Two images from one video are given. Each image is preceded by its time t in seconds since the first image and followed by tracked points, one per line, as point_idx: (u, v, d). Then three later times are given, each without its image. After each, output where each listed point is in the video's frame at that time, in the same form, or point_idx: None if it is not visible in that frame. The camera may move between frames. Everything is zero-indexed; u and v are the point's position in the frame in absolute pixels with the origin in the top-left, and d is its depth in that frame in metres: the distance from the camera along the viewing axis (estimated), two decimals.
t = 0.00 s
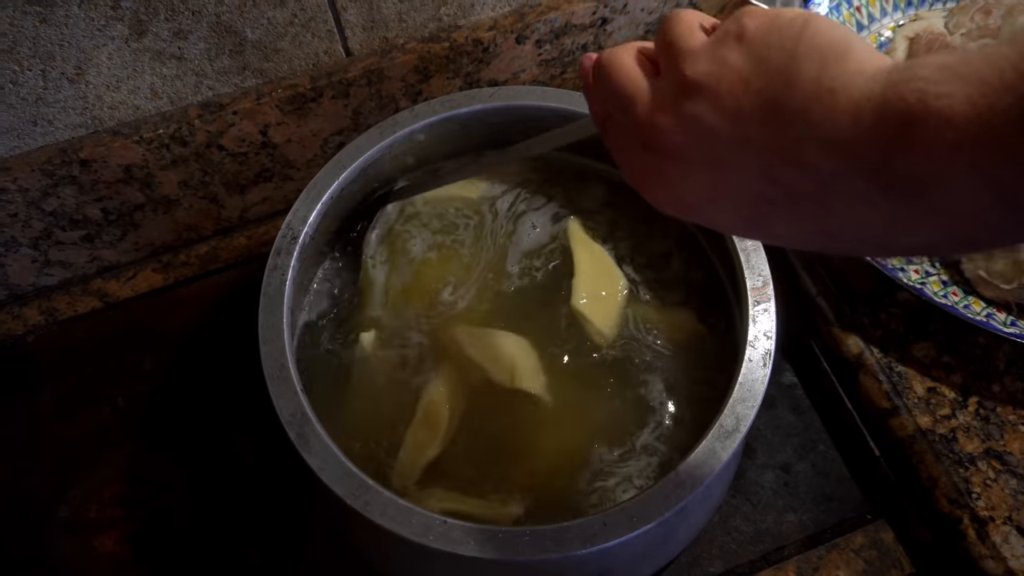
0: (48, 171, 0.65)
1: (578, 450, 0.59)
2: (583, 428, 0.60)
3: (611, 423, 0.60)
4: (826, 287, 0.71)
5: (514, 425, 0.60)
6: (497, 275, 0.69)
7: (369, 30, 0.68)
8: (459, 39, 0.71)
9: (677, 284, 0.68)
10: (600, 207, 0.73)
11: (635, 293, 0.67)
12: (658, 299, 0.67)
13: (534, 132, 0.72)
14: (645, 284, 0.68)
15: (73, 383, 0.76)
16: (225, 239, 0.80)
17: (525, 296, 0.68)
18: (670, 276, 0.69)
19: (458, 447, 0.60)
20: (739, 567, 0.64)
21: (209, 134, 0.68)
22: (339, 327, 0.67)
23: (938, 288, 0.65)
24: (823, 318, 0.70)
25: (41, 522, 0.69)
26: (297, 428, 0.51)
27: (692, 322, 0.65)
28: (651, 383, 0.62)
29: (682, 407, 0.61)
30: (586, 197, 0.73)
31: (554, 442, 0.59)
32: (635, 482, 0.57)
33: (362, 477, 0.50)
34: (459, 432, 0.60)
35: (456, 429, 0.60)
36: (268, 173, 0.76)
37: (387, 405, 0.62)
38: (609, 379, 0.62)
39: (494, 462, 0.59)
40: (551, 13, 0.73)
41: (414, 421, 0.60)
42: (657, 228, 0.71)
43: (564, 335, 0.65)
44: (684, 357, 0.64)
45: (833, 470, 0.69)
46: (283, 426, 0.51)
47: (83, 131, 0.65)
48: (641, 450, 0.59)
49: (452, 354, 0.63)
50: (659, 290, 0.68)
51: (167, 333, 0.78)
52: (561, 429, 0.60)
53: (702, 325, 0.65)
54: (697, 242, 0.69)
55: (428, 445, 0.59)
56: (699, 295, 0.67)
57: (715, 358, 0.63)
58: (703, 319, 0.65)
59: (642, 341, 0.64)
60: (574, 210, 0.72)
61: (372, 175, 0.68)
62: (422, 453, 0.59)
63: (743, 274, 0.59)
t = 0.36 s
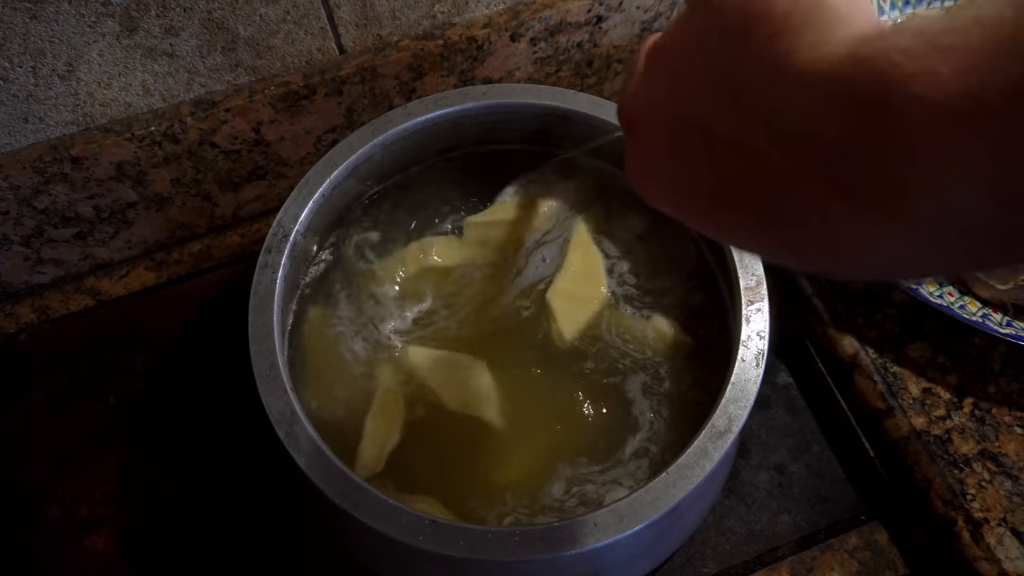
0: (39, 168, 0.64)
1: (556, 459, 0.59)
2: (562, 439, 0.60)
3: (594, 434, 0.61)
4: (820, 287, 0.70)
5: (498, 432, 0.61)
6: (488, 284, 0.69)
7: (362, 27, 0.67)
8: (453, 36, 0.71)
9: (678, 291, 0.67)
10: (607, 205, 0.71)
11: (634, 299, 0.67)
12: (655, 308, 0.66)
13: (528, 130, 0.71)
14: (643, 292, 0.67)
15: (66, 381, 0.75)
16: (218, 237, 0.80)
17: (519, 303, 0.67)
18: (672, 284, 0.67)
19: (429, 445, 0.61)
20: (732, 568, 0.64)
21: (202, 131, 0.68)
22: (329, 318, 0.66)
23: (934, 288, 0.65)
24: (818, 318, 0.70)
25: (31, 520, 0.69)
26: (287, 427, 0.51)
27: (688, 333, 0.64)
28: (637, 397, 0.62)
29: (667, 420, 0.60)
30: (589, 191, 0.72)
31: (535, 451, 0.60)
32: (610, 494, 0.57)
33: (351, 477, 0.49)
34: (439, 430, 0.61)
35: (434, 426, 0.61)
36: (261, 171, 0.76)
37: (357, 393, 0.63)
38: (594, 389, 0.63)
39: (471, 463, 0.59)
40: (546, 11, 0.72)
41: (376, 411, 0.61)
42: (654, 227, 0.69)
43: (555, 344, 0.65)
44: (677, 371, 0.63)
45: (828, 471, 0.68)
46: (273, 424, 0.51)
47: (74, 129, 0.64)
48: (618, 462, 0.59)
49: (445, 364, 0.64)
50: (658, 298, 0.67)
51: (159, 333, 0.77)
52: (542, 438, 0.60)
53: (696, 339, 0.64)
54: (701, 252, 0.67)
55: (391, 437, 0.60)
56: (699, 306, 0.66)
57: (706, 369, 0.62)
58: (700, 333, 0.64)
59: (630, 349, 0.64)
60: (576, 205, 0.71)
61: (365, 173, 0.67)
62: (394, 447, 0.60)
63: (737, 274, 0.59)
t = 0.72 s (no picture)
0: (37, 158, 0.64)
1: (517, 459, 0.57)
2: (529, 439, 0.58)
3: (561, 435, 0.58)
4: (821, 285, 0.70)
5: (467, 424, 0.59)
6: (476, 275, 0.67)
7: (363, 20, 0.67)
8: (454, 29, 0.71)
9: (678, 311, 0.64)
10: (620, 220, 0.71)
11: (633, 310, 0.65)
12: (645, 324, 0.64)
13: (529, 124, 0.71)
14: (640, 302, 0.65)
15: (64, 372, 0.75)
16: (217, 229, 0.81)
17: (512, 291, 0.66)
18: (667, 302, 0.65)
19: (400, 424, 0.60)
20: (730, 566, 0.63)
21: (201, 123, 0.68)
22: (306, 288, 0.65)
23: (935, 286, 0.65)
24: (819, 315, 0.69)
25: (27, 511, 0.69)
26: (283, 419, 0.51)
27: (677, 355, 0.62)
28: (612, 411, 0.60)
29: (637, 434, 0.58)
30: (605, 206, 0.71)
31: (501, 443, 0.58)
32: (568, 506, 0.55)
33: (347, 470, 0.49)
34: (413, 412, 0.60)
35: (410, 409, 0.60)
36: (260, 164, 0.75)
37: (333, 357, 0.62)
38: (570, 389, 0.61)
39: (436, 451, 0.58)
40: (547, 5, 0.72)
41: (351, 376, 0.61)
42: (654, 227, 0.69)
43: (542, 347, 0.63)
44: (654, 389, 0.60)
45: (828, 469, 0.67)
46: (269, 416, 0.51)
47: (73, 119, 0.64)
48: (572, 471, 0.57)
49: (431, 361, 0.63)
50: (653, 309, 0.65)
51: (158, 325, 0.77)
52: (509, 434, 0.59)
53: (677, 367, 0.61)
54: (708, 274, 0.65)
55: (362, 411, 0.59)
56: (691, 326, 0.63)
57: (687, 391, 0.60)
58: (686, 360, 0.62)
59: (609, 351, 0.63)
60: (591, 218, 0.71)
61: (364, 165, 0.67)
62: (364, 427, 0.59)
63: (737, 270, 0.58)
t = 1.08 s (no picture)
0: (40, 149, 0.64)
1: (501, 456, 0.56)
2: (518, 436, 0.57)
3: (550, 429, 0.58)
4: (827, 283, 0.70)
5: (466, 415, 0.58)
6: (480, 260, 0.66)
7: (368, 13, 0.67)
8: (459, 23, 0.70)
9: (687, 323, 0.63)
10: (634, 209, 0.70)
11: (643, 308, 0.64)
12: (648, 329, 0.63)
13: (533, 118, 0.70)
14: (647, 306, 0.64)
15: (66, 365, 0.75)
16: (221, 223, 0.80)
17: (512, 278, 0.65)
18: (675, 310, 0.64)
19: (382, 383, 0.61)
20: (733, 564, 0.63)
21: (205, 115, 0.68)
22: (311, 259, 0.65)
23: (941, 285, 0.64)
24: (824, 314, 0.69)
25: (28, 504, 0.69)
26: (287, 414, 0.50)
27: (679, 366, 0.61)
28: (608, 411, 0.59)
29: (621, 432, 0.58)
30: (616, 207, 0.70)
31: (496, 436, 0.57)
32: (559, 505, 0.55)
33: (351, 465, 0.49)
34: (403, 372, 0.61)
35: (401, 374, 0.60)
36: (264, 157, 0.75)
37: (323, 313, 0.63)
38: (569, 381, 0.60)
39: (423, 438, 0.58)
40: None
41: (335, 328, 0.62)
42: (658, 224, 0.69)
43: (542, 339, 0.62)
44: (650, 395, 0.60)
45: (832, 468, 0.67)
46: (273, 411, 0.51)
47: (76, 111, 0.64)
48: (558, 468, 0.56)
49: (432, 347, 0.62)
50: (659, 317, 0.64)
51: (161, 318, 0.77)
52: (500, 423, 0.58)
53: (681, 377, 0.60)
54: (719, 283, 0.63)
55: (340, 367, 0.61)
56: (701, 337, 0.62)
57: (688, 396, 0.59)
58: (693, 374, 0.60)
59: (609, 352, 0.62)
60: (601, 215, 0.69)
61: (368, 159, 0.67)
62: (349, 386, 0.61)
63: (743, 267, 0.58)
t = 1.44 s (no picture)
0: (49, 146, 0.64)
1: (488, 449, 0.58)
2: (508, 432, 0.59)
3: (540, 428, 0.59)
4: (835, 284, 0.70)
5: (465, 411, 0.60)
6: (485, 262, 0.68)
7: (377, 10, 0.67)
8: (468, 21, 0.70)
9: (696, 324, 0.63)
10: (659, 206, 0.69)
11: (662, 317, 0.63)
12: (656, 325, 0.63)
13: (541, 117, 0.70)
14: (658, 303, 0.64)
15: (73, 361, 0.75)
16: (227, 220, 0.80)
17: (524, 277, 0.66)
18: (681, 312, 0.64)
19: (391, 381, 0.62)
20: (739, 566, 0.63)
21: (212, 113, 0.68)
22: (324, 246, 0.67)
23: (951, 287, 0.64)
24: (832, 315, 0.69)
25: (35, 499, 0.69)
26: (294, 412, 0.50)
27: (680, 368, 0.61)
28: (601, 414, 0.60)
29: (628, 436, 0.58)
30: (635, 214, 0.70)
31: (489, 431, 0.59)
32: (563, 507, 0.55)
33: (357, 464, 0.49)
34: (405, 352, 0.63)
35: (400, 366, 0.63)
36: (272, 155, 0.75)
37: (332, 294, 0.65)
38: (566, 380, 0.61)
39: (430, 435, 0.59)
40: None
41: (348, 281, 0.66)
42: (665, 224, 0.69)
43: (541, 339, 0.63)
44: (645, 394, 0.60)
45: (839, 470, 0.67)
46: (280, 409, 0.51)
47: (85, 107, 0.64)
48: (541, 467, 0.58)
49: (435, 348, 0.63)
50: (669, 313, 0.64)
51: (167, 315, 0.77)
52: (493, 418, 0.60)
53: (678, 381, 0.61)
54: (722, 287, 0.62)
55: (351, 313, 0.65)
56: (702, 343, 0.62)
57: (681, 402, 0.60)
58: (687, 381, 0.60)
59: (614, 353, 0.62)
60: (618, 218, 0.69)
61: (376, 158, 0.67)
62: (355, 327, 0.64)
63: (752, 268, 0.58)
